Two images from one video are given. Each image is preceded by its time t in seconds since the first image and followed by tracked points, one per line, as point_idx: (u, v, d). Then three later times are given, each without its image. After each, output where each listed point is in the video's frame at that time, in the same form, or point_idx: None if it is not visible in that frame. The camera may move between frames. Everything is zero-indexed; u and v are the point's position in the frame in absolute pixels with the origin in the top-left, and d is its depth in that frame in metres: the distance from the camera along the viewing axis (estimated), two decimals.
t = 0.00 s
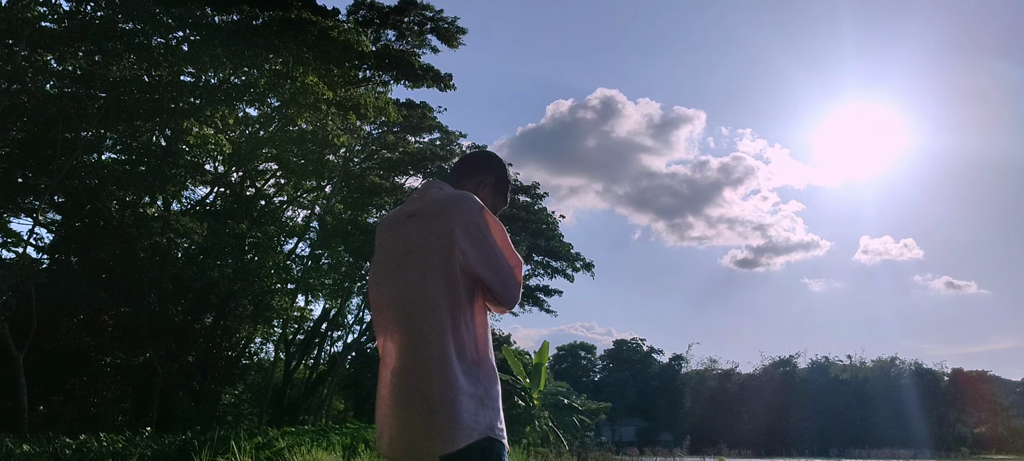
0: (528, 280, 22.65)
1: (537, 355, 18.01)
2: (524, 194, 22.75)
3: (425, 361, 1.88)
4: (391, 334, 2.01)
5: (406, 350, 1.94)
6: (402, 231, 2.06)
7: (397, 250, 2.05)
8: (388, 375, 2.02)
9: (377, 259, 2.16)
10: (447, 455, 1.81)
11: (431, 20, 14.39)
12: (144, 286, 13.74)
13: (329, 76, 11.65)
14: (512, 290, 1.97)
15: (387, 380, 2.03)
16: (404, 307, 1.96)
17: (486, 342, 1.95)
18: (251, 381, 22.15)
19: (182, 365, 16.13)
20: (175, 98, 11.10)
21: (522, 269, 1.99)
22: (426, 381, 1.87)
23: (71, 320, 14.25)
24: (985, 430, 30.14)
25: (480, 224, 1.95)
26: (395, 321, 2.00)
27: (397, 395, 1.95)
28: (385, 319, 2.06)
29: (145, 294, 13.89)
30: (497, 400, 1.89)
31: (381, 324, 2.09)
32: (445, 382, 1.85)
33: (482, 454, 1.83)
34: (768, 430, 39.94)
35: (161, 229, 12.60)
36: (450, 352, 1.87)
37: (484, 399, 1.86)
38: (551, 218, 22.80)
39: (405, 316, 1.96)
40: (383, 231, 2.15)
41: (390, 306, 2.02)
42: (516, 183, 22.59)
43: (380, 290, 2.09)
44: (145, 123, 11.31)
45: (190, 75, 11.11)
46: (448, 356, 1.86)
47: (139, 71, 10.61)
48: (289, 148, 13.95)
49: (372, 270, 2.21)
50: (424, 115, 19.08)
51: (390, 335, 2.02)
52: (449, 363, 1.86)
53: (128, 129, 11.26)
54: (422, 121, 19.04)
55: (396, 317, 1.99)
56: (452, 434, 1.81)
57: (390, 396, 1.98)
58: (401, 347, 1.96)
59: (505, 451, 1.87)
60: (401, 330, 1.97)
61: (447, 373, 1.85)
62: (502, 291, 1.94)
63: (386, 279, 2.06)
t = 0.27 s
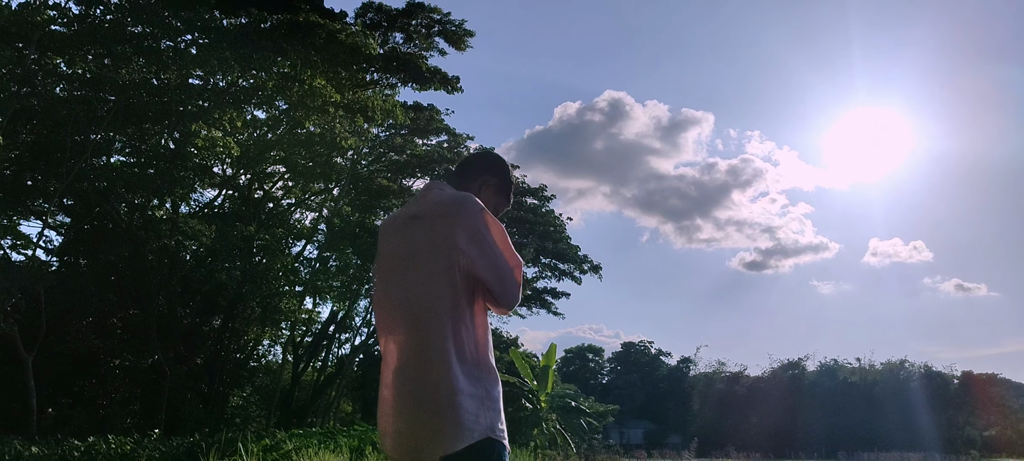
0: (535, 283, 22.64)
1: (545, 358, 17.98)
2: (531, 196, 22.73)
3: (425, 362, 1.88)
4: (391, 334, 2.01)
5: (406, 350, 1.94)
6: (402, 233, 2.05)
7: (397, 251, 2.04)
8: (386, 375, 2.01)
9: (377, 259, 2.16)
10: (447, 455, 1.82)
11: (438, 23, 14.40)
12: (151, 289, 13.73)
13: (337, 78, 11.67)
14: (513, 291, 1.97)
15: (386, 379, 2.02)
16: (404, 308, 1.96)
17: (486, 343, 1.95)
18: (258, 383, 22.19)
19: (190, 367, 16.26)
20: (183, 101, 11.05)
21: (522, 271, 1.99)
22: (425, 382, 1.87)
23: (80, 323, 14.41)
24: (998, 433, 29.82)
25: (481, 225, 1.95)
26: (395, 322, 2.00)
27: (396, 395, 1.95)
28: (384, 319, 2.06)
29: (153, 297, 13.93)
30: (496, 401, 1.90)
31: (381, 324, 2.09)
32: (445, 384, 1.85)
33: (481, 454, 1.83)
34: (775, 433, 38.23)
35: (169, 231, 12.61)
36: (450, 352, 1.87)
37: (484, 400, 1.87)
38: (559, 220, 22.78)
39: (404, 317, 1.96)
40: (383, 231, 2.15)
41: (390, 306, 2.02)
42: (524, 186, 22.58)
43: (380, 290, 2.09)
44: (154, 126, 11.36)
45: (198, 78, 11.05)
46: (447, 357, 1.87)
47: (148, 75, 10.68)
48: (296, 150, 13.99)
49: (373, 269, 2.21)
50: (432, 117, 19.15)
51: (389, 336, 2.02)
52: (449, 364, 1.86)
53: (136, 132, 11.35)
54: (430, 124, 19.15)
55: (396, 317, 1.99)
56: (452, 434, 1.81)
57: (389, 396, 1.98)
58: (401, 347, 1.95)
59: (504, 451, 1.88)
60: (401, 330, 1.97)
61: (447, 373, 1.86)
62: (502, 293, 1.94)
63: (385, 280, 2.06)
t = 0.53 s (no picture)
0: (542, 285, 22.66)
1: (552, 360, 17.98)
2: (539, 198, 22.75)
3: (426, 364, 1.88)
4: (392, 335, 2.01)
5: (407, 350, 1.94)
6: (402, 234, 2.04)
7: (398, 253, 2.04)
8: (388, 377, 2.01)
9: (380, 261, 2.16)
10: (448, 455, 1.82)
11: (445, 25, 14.45)
12: (159, 292, 13.77)
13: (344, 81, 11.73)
14: (514, 293, 1.96)
15: (387, 380, 2.02)
16: (405, 309, 1.96)
17: (486, 344, 1.94)
18: (266, 386, 22.26)
19: (199, 370, 16.28)
20: (190, 104, 11.15)
21: (523, 272, 1.98)
22: (425, 383, 1.87)
23: (89, 325, 14.44)
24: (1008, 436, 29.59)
25: (482, 227, 1.94)
26: (397, 322, 1.99)
27: (397, 396, 1.94)
28: (386, 320, 2.06)
29: (162, 299, 13.99)
30: (499, 402, 1.89)
31: (382, 325, 2.09)
32: (445, 385, 1.84)
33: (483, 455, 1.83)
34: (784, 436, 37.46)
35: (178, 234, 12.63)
36: (451, 354, 1.87)
37: (485, 402, 1.86)
38: (566, 222, 22.78)
39: (405, 319, 1.96)
40: (385, 234, 2.15)
41: (391, 307, 2.01)
42: (531, 188, 22.60)
43: (382, 291, 2.08)
44: (162, 128, 11.35)
45: (206, 81, 11.15)
46: (448, 358, 1.86)
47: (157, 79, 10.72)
48: (304, 152, 14.01)
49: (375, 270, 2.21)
50: (438, 120, 19.40)
51: (391, 336, 2.02)
52: (449, 365, 1.86)
53: (145, 134, 11.41)
54: (437, 126, 19.36)
55: (397, 319, 1.98)
56: (453, 436, 1.81)
57: (391, 398, 1.98)
58: (402, 349, 1.95)
59: (506, 452, 1.88)
60: (403, 331, 1.96)
61: (448, 375, 1.85)
62: (502, 294, 1.93)
63: (387, 281, 2.06)
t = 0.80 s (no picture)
0: (549, 287, 22.62)
1: (559, 361, 17.94)
2: (546, 200, 22.72)
3: (426, 365, 1.87)
4: (392, 337, 2.00)
5: (407, 352, 1.93)
6: (403, 235, 2.04)
7: (398, 254, 2.03)
8: (388, 378, 2.00)
9: (380, 261, 2.16)
10: (449, 457, 1.82)
11: (452, 27, 14.45)
12: (166, 293, 13.82)
13: (351, 83, 11.75)
14: (515, 295, 1.96)
15: (386, 381, 2.01)
16: (406, 309, 1.95)
17: (486, 346, 1.94)
18: (274, 387, 22.35)
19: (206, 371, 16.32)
20: (197, 106, 11.32)
21: (523, 274, 1.98)
22: (426, 384, 1.87)
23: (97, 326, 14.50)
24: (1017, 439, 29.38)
25: (483, 229, 1.94)
26: (397, 323, 1.98)
27: (397, 397, 1.94)
28: (385, 321, 2.05)
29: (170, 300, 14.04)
30: (500, 404, 1.89)
31: (382, 326, 2.08)
32: (446, 386, 1.84)
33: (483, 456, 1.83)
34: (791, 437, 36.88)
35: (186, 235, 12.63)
36: (452, 356, 1.86)
37: (486, 403, 1.86)
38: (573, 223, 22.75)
39: (405, 320, 1.95)
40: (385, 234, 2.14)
41: (391, 308, 2.01)
42: (538, 189, 22.58)
43: (382, 292, 2.08)
44: (169, 130, 11.55)
45: (213, 83, 11.23)
46: (448, 359, 1.86)
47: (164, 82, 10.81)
48: (311, 154, 13.99)
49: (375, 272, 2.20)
50: (446, 121, 19.51)
51: (391, 337, 2.01)
52: (450, 367, 1.85)
53: (152, 136, 11.50)
54: (444, 128, 19.43)
55: (396, 319, 1.98)
56: (453, 437, 1.81)
57: (390, 398, 1.97)
58: (401, 350, 1.95)
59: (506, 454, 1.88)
60: (402, 333, 1.96)
61: (448, 376, 1.85)
62: (502, 295, 1.92)
63: (386, 281, 2.05)
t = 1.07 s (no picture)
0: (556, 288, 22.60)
1: (565, 363, 17.92)
2: (552, 201, 22.72)
3: (426, 367, 1.87)
4: (393, 337, 2.00)
5: (407, 353, 1.93)
6: (405, 237, 2.04)
7: (399, 254, 2.03)
8: (389, 379, 2.00)
9: (382, 262, 2.16)
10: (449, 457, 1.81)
11: (460, 29, 14.44)
12: (174, 295, 13.87)
13: (357, 84, 11.79)
14: (516, 297, 1.96)
15: (388, 383, 2.01)
16: (406, 312, 1.95)
17: (486, 347, 1.94)
18: (281, 389, 22.41)
19: (214, 372, 16.37)
20: (205, 108, 11.22)
21: (523, 276, 1.98)
22: (426, 385, 1.87)
23: (104, 328, 14.53)
24: None
25: (483, 232, 1.94)
26: (398, 324, 1.98)
27: (398, 398, 1.94)
28: (387, 322, 2.05)
29: (177, 301, 14.09)
30: (500, 406, 1.89)
31: (383, 328, 2.08)
32: (447, 388, 1.84)
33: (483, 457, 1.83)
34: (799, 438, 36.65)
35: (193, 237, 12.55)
36: (453, 357, 1.86)
37: (486, 404, 1.86)
38: (580, 225, 22.73)
39: (405, 320, 1.95)
40: (387, 235, 2.14)
41: (392, 309, 2.01)
42: (545, 191, 22.57)
43: (383, 293, 2.08)
44: (178, 131, 11.47)
45: (221, 85, 11.25)
46: (449, 361, 1.85)
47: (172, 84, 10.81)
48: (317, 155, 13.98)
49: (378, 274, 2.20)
50: (452, 123, 19.54)
51: (392, 338, 2.01)
52: (452, 368, 1.85)
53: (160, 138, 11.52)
54: (451, 129, 19.47)
55: (397, 320, 1.97)
56: (453, 437, 1.81)
57: (390, 399, 1.96)
58: (402, 350, 1.94)
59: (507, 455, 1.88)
60: (403, 335, 1.96)
61: (449, 377, 1.85)
62: (503, 298, 1.92)
63: (388, 283, 2.04)
